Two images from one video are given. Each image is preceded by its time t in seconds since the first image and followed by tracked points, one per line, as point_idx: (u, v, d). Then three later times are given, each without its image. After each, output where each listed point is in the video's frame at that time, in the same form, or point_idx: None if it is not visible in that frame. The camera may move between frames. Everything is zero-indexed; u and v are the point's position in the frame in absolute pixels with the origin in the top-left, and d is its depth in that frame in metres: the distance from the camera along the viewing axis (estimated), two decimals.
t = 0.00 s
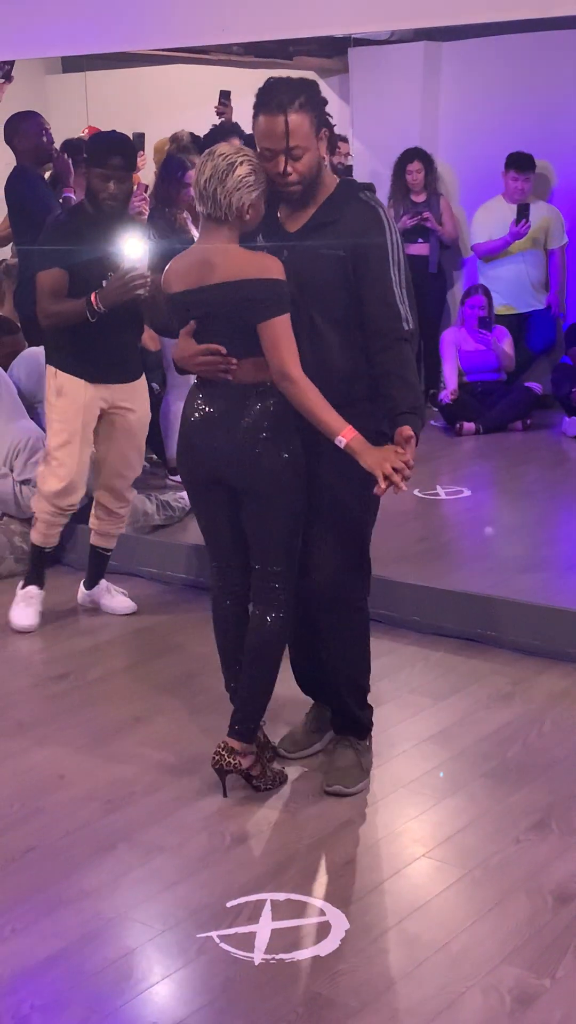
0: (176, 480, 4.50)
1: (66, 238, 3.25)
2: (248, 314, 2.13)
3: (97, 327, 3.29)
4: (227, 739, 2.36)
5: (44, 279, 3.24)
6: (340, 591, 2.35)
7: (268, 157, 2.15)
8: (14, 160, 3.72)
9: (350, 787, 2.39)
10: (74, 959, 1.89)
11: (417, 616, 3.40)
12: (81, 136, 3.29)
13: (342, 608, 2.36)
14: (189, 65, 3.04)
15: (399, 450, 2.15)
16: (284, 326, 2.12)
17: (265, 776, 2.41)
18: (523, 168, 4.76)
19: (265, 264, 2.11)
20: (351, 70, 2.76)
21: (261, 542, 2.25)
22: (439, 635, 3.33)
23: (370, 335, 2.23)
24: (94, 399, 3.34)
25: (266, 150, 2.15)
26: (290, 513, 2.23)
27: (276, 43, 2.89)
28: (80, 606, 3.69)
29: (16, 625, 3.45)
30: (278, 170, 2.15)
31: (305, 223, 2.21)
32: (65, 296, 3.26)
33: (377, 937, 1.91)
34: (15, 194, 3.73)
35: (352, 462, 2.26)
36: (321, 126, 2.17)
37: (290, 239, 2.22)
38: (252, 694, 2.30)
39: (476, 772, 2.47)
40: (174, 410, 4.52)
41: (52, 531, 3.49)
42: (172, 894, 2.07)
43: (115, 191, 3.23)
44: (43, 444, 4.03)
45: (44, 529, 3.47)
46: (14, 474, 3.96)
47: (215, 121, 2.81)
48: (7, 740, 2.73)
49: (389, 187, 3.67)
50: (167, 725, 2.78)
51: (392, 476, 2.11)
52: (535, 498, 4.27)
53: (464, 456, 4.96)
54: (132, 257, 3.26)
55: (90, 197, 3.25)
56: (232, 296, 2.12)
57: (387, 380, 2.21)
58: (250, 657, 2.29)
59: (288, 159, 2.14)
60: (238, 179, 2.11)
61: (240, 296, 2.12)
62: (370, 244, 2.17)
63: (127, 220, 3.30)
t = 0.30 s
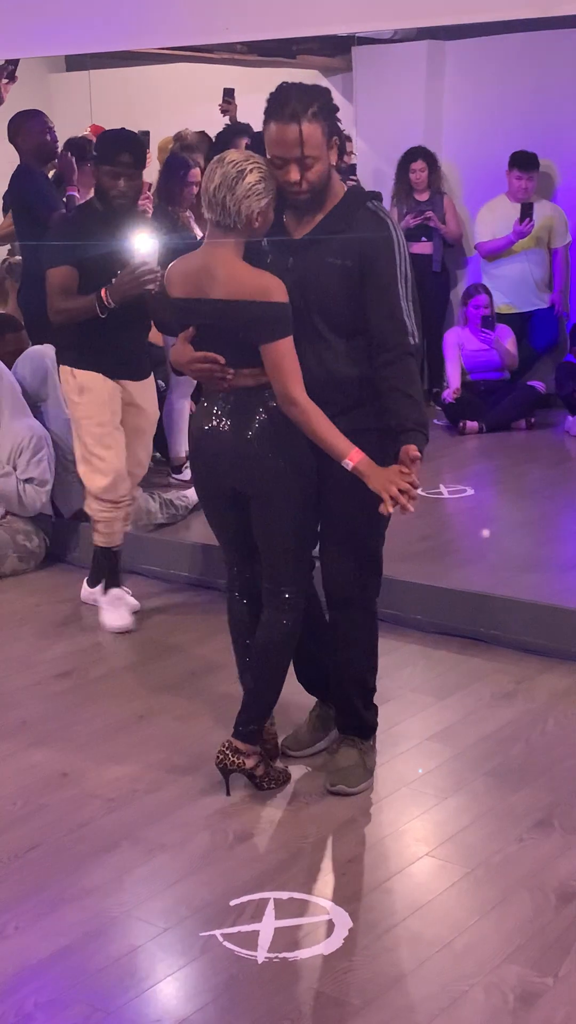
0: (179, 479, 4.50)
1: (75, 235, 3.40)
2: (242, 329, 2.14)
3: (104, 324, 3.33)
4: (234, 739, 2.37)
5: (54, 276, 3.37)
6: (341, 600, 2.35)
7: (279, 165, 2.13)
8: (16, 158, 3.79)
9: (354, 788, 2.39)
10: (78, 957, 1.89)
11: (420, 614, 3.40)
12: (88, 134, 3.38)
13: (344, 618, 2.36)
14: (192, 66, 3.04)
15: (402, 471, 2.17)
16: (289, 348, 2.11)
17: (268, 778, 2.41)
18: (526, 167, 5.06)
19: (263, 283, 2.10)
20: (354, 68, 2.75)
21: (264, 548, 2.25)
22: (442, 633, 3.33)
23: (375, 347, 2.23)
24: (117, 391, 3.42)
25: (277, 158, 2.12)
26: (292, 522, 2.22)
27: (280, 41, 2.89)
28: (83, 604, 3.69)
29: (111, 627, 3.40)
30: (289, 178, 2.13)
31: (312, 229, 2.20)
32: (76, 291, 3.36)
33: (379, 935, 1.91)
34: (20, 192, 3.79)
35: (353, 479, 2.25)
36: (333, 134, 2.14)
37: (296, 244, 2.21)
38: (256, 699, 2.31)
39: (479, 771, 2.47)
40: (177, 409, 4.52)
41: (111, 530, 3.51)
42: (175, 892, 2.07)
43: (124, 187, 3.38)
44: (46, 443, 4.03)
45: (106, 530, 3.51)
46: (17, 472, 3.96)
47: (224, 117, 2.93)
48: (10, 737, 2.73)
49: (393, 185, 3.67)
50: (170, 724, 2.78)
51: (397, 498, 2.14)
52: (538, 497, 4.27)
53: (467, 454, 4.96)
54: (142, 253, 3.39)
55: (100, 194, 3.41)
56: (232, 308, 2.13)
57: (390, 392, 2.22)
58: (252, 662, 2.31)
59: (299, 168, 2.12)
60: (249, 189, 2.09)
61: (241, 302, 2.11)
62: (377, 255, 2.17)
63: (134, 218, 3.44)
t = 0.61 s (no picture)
0: (180, 479, 4.50)
1: (81, 234, 3.22)
2: (254, 320, 2.12)
3: (111, 323, 3.27)
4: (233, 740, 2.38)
5: (61, 278, 3.21)
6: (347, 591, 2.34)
7: (283, 156, 2.15)
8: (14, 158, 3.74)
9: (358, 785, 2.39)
10: (79, 957, 1.89)
11: (421, 614, 3.40)
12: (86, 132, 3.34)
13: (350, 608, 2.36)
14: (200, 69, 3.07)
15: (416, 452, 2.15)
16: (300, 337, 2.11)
17: (270, 773, 2.42)
18: (528, 168, 4.87)
19: (274, 276, 2.09)
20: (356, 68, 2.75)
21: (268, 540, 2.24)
22: (444, 633, 3.33)
23: (376, 336, 2.24)
24: (131, 391, 3.36)
25: (280, 149, 2.15)
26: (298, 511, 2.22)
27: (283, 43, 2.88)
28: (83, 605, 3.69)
29: (166, 620, 3.44)
30: (294, 169, 2.15)
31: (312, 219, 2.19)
32: (83, 292, 3.23)
33: (380, 935, 1.91)
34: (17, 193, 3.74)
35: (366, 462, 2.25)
36: (332, 124, 2.18)
37: (294, 235, 2.20)
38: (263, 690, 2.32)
39: (479, 771, 2.47)
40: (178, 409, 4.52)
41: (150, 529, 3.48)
42: (176, 892, 2.07)
43: (131, 188, 3.18)
44: (47, 442, 4.03)
45: (146, 529, 3.47)
46: (18, 472, 3.96)
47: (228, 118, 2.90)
48: (10, 738, 2.73)
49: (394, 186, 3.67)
50: (171, 723, 2.78)
51: (422, 480, 2.13)
52: (539, 497, 4.27)
53: (468, 454, 4.96)
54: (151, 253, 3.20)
55: (105, 194, 3.21)
56: (241, 301, 2.12)
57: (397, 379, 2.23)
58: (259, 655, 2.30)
59: (303, 158, 2.15)
60: (257, 178, 2.11)
61: (248, 297, 2.11)
62: (377, 245, 2.17)
63: (142, 219, 3.24)
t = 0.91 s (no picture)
0: (178, 479, 4.49)
1: (88, 233, 3.20)
2: (273, 312, 2.13)
3: (120, 322, 3.26)
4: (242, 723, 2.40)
5: (68, 281, 3.20)
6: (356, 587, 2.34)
7: (282, 156, 2.16)
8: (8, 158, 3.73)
9: (417, 773, 2.41)
10: (77, 957, 1.89)
11: (419, 614, 3.39)
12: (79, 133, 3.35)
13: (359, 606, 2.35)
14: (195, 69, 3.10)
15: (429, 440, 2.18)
16: (314, 329, 2.14)
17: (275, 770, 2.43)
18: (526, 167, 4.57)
19: (287, 269, 2.12)
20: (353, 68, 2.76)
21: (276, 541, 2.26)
22: (443, 633, 3.32)
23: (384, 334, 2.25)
24: (139, 398, 3.35)
25: (280, 150, 2.15)
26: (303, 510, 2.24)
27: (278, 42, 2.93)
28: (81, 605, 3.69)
29: (164, 621, 3.45)
30: (294, 169, 2.16)
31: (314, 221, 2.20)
32: (90, 295, 3.22)
33: (377, 936, 1.91)
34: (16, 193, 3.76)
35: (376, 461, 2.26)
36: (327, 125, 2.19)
37: (298, 238, 2.21)
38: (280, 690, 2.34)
39: (477, 771, 2.47)
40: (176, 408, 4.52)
41: (150, 536, 3.47)
42: (174, 893, 2.07)
43: (136, 188, 3.17)
44: (45, 443, 4.01)
45: (148, 537, 3.46)
46: (15, 473, 3.94)
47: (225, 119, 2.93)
48: (8, 738, 2.73)
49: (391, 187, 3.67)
50: (169, 723, 2.78)
51: (439, 467, 2.17)
52: (537, 497, 4.27)
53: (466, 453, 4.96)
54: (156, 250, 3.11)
55: (111, 196, 3.21)
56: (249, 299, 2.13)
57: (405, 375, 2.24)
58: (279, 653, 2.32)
59: (303, 159, 2.16)
60: (258, 179, 2.12)
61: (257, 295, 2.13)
62: (382, 243, 2.18)
63: (149, 217, 3.22)
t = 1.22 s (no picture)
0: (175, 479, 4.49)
1: (98, 232, 3.17)
2: (296, 308, 2.18)
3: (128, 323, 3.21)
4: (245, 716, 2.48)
5: (77, 282, 3.18)
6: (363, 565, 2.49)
7: (297, 157, 2.23)
8: (9, 159, 3.69)
9: (397, 729, 2.63)
10: (75, 957, 1.89)
11: (416, 614, 3.39)
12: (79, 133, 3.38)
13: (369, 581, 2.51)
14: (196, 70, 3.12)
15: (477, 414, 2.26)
16: (344, 317, 2.19)
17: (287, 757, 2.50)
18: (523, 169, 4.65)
19: (316, 262, 2.19)
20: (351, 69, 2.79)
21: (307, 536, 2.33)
22: (440, 633, 3.32)
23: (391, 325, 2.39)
24: (149, 400, 3.32)
25: (297, 150, 2.22)
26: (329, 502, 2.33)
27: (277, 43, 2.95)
28: (78, 605, 3.69)
29: (162, 621, 3.45)
30: (310, 168, 2.23)
31: (325, 219, 2.28)
32: (100, 295, 3.20)
33: (375, 935, 1.91)
34: (14, 195, 3.74)
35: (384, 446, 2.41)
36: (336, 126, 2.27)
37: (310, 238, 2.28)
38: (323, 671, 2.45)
39: (474, 770, 2.48)
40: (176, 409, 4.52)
41: (160, 538, 3.47)
42: (171, 892, 2.07)
43: (144, 187, 3.10)
44: (42, 443, 4.01)
45: (153, 537, 3.45)
46: (13, 473, 3.94)
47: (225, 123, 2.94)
48: (5, 738, 2.73)
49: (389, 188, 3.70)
50: (167, 723, 2.79)
51: (485, 439, 2.24)
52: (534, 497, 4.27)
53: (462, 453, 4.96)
54: (162, 247, 3.08)
55: (120, 198, 3.14)
56: (280, 294, 2.17)
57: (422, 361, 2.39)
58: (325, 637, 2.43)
59: (318, 158, 2.23)
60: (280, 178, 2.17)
61: (283, 291, 2.17)
62: (397, 239, 2.30)
63: (160, 216, 3.11)
